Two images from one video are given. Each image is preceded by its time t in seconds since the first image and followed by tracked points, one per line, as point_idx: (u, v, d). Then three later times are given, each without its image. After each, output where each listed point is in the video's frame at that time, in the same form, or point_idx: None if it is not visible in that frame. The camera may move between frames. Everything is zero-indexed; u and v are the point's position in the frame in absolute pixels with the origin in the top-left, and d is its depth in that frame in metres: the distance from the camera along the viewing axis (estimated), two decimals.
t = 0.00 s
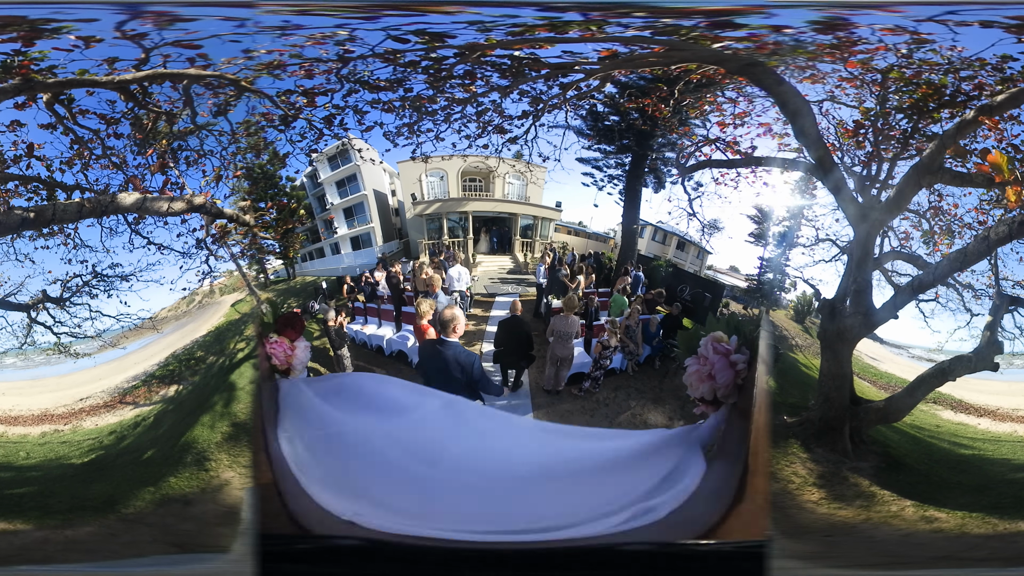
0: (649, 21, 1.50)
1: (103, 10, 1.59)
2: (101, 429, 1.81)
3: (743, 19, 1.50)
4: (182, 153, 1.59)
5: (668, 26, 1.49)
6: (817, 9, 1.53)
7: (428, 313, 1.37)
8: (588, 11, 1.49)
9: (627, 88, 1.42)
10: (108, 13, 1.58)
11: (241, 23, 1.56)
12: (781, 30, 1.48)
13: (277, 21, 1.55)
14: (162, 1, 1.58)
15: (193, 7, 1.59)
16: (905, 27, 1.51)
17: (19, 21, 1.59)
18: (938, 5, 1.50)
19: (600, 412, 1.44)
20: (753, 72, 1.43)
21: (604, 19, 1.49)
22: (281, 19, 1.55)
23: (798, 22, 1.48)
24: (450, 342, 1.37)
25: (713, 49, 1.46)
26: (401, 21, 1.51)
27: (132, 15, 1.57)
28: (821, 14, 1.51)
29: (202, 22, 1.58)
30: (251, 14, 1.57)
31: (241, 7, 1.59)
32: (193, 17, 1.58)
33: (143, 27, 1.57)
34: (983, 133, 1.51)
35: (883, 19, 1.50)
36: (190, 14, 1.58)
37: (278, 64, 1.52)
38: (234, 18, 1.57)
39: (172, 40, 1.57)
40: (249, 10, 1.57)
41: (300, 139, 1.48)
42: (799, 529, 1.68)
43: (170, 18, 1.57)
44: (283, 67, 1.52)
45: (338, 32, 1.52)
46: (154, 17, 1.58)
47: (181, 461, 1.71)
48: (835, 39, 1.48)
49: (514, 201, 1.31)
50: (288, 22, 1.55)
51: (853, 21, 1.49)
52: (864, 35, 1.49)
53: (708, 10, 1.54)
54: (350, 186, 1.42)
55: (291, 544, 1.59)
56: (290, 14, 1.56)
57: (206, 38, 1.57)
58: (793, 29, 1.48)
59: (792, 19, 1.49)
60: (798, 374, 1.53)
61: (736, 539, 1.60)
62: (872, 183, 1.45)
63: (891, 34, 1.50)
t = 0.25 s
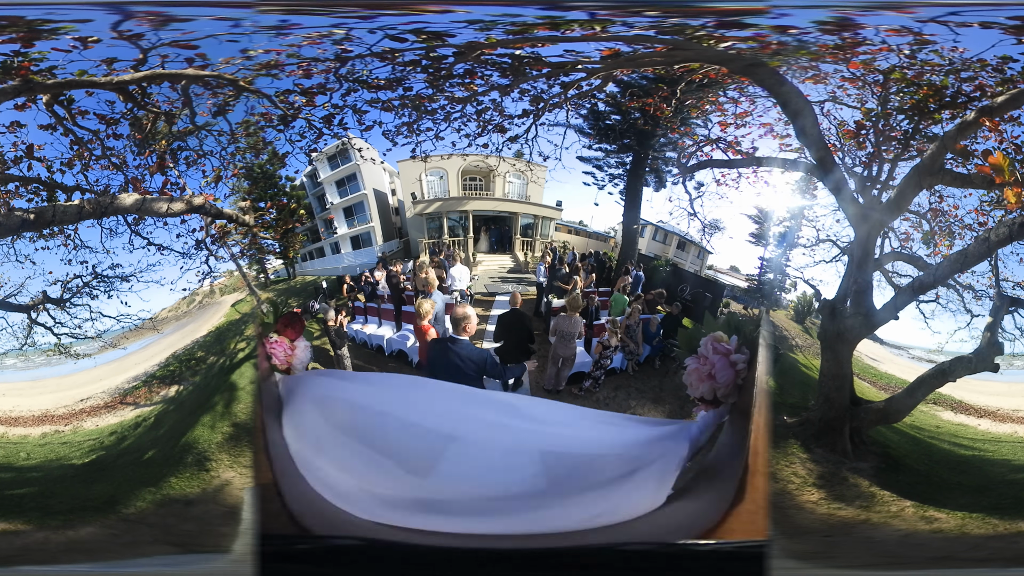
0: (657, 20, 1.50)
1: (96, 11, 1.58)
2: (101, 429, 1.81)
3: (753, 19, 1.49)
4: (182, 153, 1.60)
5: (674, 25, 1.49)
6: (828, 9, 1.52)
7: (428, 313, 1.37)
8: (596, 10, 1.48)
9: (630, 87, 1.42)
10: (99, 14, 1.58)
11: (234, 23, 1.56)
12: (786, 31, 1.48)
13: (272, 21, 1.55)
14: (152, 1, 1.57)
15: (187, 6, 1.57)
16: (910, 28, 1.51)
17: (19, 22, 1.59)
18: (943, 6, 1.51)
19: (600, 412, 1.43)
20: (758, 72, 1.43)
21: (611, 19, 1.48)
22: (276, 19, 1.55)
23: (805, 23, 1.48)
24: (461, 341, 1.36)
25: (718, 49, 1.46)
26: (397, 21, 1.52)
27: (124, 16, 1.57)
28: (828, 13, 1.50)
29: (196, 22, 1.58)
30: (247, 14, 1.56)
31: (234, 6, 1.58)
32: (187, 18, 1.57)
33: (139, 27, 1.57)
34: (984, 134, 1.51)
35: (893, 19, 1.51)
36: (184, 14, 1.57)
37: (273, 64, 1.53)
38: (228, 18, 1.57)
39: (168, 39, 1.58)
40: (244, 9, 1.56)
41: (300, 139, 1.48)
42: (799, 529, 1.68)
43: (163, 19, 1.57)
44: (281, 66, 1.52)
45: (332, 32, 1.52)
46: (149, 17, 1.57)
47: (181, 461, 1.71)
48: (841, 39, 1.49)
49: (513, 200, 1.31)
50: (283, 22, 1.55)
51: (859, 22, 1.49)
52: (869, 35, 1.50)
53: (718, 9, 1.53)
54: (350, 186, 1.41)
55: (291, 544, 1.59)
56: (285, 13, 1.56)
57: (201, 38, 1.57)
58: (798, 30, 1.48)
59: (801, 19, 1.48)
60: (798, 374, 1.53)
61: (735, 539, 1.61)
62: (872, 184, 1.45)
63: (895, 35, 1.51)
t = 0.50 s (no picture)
0: (650, 21, 1.50)
1: (103, 10, 1.60)
2: (101, 429, 1.81)
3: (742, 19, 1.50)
4: (182, 153, 1.60)
5: (667, 26, 1.49)
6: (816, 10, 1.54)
7: (428, 314, 1.37)
8: (588, 12, 1.49)
9: (628, 87, 1.42)
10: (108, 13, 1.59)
11: (244, 23, 1.56)
12: (779, 31, 1.48)
13: (282, 21, 1.55)
14: (165, 1, 1.58)
15: (200, 7, 1.58)
16: (907, 28, 1.51)
17: (21, 22, 1.59)
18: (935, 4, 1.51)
19: (600, 412, 1.43)
20: (754, 72, 1.43)
21: (602, 20, 1.50)
22: (286, 19, 1.55)
23: (798, 23, 1.49)
24: (483, 336, 1.36)
25: (710, 50, 1.46)
26: (404, 22, 1.52)
27: (134, 15, 1.58)
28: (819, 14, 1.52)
29: (208, 22, 1.58)
30: (257, 15, 1.57)
31: (242, 6, 1.59)
32: (199, 17, 1.58)
33: (147, 26, 1.57)
34: (983, 132, 1.51)
35: (889, 19, 1.50)
36: (197, 14, 1.58)
37: (282, 65, 1.52)
38: (237, 17, 1.57)
39: (175, 40, 1.57)
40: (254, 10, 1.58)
41: (300, 138, 1.48)
42: (799, 529, 1.68)
43: (175, 18, 1.57)
44: (284, 68, 1.52)
45: (341, 33, 1.52)
46: (157, 16, 1.58)
47: (182, 461, 1.71)
48: (833, 39, 1.48)
49: (514, 201, 1.31)
50: (294, 22, 1.55)
51: (853, 21, 1.50)
52: (863, 35, 1.50)
53: (706, 10, 1.54)
54: (350, 186, 1.42)
55: (291, 544, 1.59)
56: (297, 14, 1.57)
57: (211, 39, 1.57)
58: (791, 29, 1.48)
59: (791, 19, 1.50)
60: (798, 374, 1.53)
61: (735, 539, 1.61)
62: (872, 183, 1.45)
63: (891, 34, 1.50)
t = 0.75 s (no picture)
0: (650, 21, 1.50)
1: (105, 10, 1.59)
2: (101, 429, 1.81)
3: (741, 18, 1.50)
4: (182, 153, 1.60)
5: (665, 26, 1.49)
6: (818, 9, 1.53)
7: (427, 314, 1.36)
8: (588, 12, 1.49)
9: (628, 87, 1.42)
10: (108, 12, 1.59)
11: (243, 23, 1.56)
12: (780, 31, 1.48)
13: (283, 21, 1.55)
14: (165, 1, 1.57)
15: (203, 7, 1.59)
16: (907, 27, 1.51)
17: (20, 22, 1.59)
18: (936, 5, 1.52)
19: (600, 412, 1.44)
20: (753, 72, 1.43)
21: (604, 19, 1.50)
22: (287, 19, 1.55)
23: (797, 23, 1.49)
24: (506, 328, 1.37)
25: (713, 49, 1.46)
26: (405, 22, 1.52)
27: (134, 15, 1.57)
28: (821, 14, 1.51)
29: (208, 22, 1.58)
30: (254, 14, 1.56)
31: (242, 6, 1.58)
32: (201, 18, 1.58)
33: (147, 26, 1.57)
34: (983, 132, 1.51)
35: (888, 19, 1.50)
36: (199, 14, 1.58)
37: (278, 64, 1.52)
38: (238, 17, 1.57)
39: (171, 39, 1.57)
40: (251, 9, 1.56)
41: (300, 139, 1.48)
42: (799, 529, 1.68)
43: (175, 19, 1.57)
44: (283, 67, 1.52)
45: (340, 33, 1.52)
46: (160, 16, 1.58)
47: (182, 461, 1.71)
48: (836, 39, 1.48)
49: (514, 201, 1.31)
50: (294, 22, 1.55)
51: (853, 21, 1.49)
52: (864, 35, 1.49)
53: (706, 9, 1.54)
54: (350, 186, 1.41)
55: (291, 544, 1.59)
56: (297, 14, 1.56)
57: (205, 37, 1.57)
58: (791, 29, 1.48)
59: (791, 19, 1.50)
60: (798, 374, 1.53)
61: (735, 539, 1.61)
62: (872, 183, 1.45)
63: (892, 34, 1.50)
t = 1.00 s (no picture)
0: (653, 20, 1.51)
1: (99, 11, 1.60)
2: (101, 429, 1.81)
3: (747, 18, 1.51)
4: (182, 153, 1.60)
5: (670, 25, 1.50)
6: (819, 10, 1.54)
7: (427, 314, 1.37)
8: (593, 11, 1.50)
9: (629, 87, 1.42)
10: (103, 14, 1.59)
11: (236, 23, 1.57)
12: (782, 30, 1.49)
13: (277, 21, 1.56)
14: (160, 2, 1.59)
15: (195, 7, 1.59)
16: (908, 27, 1.51)
17: (20, 22, 1.59)
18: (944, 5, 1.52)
19: (600, 412, 1.44)
20: (756, 72, 1.43)
21: (606, 19, 1.49)
22: (281, 19, 1.56)
23: (802, 23, 1.49)
24: (517, 324, 1.37)
25: (714, 49, 1.46)
26: (399, 21, 1.52)
27: (129, 15, 1.58)
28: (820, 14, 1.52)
29: (200, 22, 1.59)
30: (249, 14, 1.57)
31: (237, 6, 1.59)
32: (193, 17, 1.59)
33: (142, 27, 1.57)
34: (984, 133, 1.51)
35: (889, 19, 1.52)
36: (192, 14, 1.59)
37: (275, 64, 1.52)
38: (230, 17, 1.58)
39: (168, 39, 1.57)
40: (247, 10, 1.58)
41: (300, 139, 1.48)
42: (799, 529, 1.68)
43: (169, 18, 1.58)
44: (282, 67, 1.52)
45: (333, 32, 1.52)
46: (154, 17, 1.58)
47: (182, 461, 1.71)
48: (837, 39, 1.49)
49: (514, 201, 1.31)
50: (288, 22, 1.55)
51: (854, 21, 1.50)
52: (867, 34, 1.50)
53: (709, 10, 1.56)
54: (350, 186, 1.41)
55: (291, 544, 1.59)
56: (289, 14, 1.56)
57: (203, 37, 1.57)
58: (795, 29, 1.49)
59: (794, 19, 1.50)
60: (798, 375, 1.53)
61: (735, 538, 1.61)
62: (872, 183, 1.45)
63: (893, 34, 1.51)
